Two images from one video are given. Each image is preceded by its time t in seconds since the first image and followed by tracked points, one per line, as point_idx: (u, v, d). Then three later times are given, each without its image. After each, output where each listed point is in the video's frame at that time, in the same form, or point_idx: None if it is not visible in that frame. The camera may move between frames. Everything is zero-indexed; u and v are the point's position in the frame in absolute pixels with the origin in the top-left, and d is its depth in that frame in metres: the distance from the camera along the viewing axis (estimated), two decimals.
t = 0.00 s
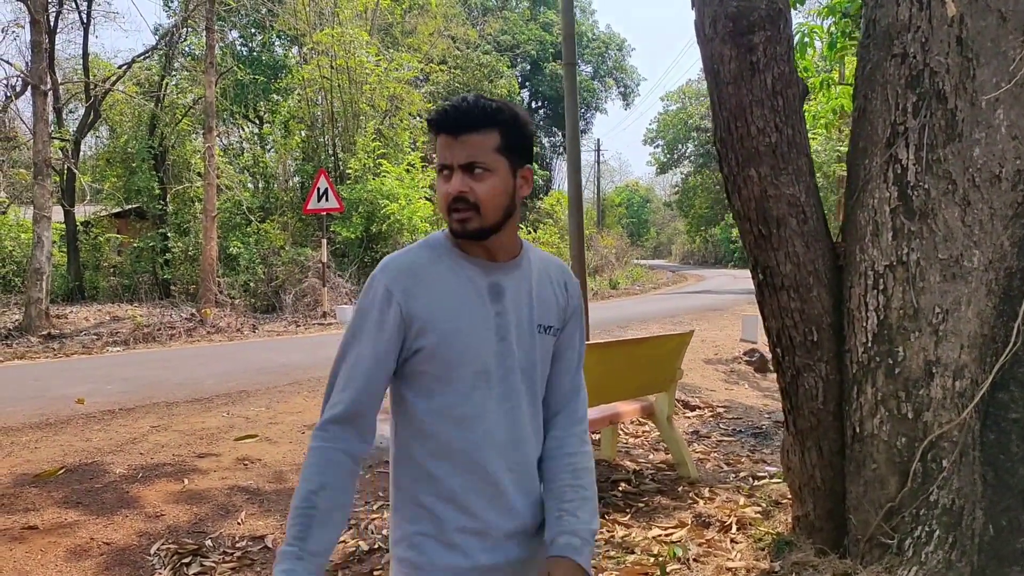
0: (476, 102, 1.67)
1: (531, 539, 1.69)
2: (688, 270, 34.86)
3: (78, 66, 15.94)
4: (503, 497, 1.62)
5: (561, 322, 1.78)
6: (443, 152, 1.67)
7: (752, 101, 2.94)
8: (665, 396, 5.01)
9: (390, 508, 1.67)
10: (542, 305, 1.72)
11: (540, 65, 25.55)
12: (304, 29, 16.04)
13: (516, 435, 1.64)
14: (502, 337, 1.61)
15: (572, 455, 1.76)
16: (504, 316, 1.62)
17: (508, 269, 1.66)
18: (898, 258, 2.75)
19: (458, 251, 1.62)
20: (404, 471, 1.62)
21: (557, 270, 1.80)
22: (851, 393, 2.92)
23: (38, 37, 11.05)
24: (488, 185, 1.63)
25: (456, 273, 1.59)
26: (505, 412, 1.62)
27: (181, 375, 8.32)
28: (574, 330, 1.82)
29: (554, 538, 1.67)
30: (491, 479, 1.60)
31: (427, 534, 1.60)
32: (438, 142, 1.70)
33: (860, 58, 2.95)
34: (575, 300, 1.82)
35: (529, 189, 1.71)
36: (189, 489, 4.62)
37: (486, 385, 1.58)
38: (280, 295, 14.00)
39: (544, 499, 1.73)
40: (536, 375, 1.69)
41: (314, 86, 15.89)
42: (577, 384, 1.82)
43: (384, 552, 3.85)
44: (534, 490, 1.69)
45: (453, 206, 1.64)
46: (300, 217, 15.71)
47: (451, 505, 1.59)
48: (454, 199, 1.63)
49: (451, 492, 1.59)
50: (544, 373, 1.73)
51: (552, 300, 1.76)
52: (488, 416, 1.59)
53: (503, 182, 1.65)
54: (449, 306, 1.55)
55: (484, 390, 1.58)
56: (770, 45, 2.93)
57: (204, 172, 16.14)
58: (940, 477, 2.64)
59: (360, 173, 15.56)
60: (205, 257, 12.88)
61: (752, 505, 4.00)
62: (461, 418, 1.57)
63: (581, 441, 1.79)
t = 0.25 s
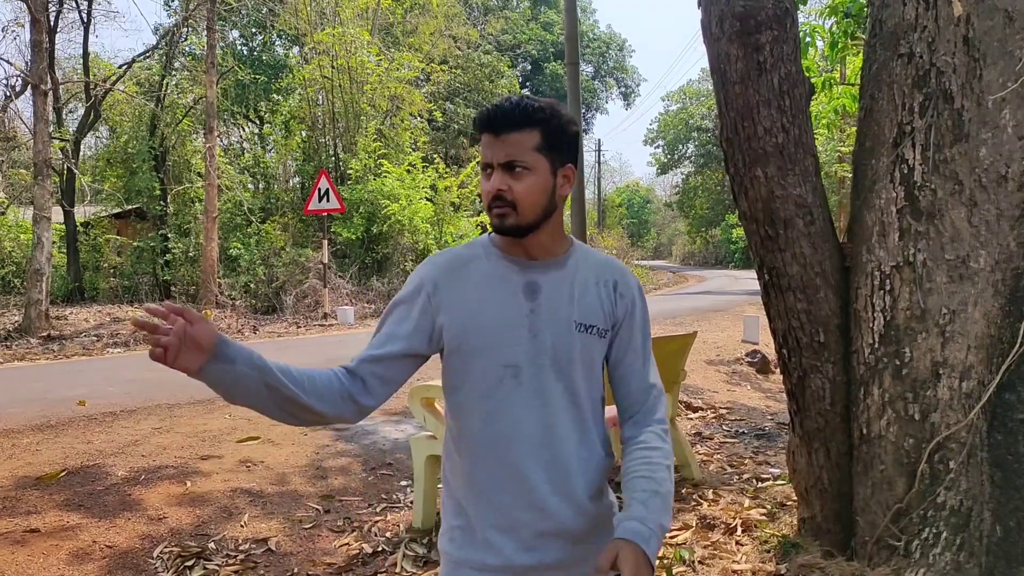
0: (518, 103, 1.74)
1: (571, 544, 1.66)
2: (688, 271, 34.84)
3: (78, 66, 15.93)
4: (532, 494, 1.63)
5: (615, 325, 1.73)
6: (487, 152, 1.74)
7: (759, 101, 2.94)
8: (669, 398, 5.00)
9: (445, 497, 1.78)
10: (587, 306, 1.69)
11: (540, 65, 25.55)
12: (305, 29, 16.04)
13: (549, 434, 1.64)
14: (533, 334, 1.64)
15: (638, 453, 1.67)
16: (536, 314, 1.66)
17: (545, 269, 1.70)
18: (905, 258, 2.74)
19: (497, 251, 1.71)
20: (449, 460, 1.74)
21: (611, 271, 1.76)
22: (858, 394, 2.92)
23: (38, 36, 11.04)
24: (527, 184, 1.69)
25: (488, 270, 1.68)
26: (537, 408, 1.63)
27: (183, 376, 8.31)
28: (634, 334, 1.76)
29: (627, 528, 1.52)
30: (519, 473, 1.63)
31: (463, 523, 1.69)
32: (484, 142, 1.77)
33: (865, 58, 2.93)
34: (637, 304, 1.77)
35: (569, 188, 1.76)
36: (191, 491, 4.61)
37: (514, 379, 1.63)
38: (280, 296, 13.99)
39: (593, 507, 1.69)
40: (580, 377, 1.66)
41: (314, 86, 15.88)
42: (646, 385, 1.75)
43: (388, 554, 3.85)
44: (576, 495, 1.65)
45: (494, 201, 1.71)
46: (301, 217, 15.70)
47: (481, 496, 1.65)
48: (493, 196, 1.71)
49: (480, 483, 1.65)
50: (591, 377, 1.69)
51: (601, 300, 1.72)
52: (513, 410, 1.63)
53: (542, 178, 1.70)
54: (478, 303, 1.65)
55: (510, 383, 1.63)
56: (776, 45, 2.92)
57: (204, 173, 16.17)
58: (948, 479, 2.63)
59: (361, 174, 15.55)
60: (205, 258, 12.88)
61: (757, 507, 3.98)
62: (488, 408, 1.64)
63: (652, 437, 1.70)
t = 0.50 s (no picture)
0: (540, 96, 1.73)
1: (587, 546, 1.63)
2: (689, 272, 34.80)
3: (78, 67, 15.93)
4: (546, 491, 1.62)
5: (648, 327, 1.69)
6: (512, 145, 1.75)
7: (763, 101, 2.93)
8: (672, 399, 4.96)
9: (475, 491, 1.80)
10: (616, 306, 1.66)
11: (541, 66, 25.54)
12: (305, 29, 16.03)
13: (569, 433, 1.62)
14: (555, 331, 1.63)
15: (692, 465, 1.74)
16: (560, 312, 1.64)
17: (573, 266, 1.68)
18: (910, 259, 2.72)
19: (530, 248, 1.72)
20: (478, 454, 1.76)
21: (647, 269, 1.71)
22: (863, 396, 2.90)
23: (38, 36, 11.03)
24: (550, 177, 1.69)
25: (517, 266, 1.69)
26: (556, 403, 1.62)
27: (183, 378, 8.30)
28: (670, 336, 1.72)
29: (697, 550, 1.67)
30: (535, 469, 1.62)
31: (484, 516, 1.70)
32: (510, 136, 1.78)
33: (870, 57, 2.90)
34: (675, 303, 1.73)
35: (595, 180, 1.74)
36: (192, 493, 4.60)
37: (534, 375, 1.63)
38: (281, 297, 13.98)
39: (615, 510, 1.65)
40: (604, 377, 1.64)
41: (315, 86, 15.88)
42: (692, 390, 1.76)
43: (390, 556, 3.83)
44: (594, 496, 1.63)
45: (520, 195, 1.72)
46: (302, 218, 15.68)
47: (501, 490, 1.66)
48: (519, 189, 1.72)
49: (499, 477, 1.66)
50: (617, 378, 1.65)
51: (632, 301, 1.68)
52: (532, 405, 1.63)
53: (566, 172, 1.70)
54: (503, 298, 1.67)
55: (530, 379, 1.63)
56: (780, 45, 2.91)
57: (204, 173, 16.18)
58: (954, 481, 2.62)
59: (361, 174, 15.54)
60: (205, 258, 12.87)
61: (762, 509, 3.96)
62: (508, 402, 1.65)
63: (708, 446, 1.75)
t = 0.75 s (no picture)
0: (518, 104, 1.70)
1: (581, 543, 1.61)
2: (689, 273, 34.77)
3: (78, 68, 15.90)
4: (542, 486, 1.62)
5: (653, 325, 1.63)
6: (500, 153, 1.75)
7: (766, 103, 2.92)
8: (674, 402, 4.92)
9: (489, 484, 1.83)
10: (618, 302, 1.61)
11: (541, 66, 25.52)
12: (305, 30, 16.00)
13: (566, 428, 1.61)
14: (553, 326, 1.61)
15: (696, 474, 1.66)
16: (558, 308, 1.62)
17: (577, 263, 1.65)
18: (914, 261, 2.69)
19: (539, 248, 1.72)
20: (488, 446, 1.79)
21: (654, 265, 1.65)
22: (867, 398, 2.89)
23: (37, 37, 11.01)
24: (530, 184, 1.67)
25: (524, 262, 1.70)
26: (550, 398, 1.61)
27: (183, 380, 8.28)
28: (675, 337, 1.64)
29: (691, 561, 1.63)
30: (531, 463, 1.63)
31: (488, 508, 1.73)
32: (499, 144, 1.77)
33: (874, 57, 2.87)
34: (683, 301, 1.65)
35: (581, 182, 1.68)
36: (192, 496, 4.58)
37: (533, 369, 1.62)
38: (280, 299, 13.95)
39: (613, 508, 1.62)
40: (603, 375, 1.60)
41: (315, 87, 15.86)
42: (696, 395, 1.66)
43: (391, 560, 3.81)
44: (590, 495, 1.61)
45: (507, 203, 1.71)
46: (301, 219, 15.67)
47: (503, 482, 1.68)
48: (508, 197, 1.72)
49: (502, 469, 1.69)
50: (618, 375, 1.61)
51: (637, 298, 1.62)
52: (530, 400, 1.63)
53: (546, 177, 1.66)
54: (508, 293, 1.68)
55: (529, 373, 1.63)
56: (784, 47, 2.90)
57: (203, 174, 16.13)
58: (959, 484, 2.60)
59: (361, 175, 15.52)
60: (205, 260, 12.85)
61: (765, 513, 3.94)
62: (508, 394, 1.66)
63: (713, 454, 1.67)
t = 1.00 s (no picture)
0: (564, 96, 1.68)
1: (578, 545, 1.61)
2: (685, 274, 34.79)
3: (73, 68, 15.85)
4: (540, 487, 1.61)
5: (651, 329, 1.59)
6: (533, 143, 1.69)
7: (765, 104, 2.91)
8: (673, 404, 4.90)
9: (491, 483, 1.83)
10: (616, 304, 1.57)
11: (537, 67, 25.52)
12: (301, 31, 15.96)
13: (564, 430, 1.59)
14: (551, 328, 1.59)
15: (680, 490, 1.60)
16: (556, 309, 1.59)
17: (578, 264, 1.63)
18: (914, 263, 2.69)
19: (541, 247, 1.69)
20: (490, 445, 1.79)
21: (654, 269, 1.60)
22: (867, 401, 2.88)
23: (32, 38, 10.97)
24: (577, 177, 1.64)
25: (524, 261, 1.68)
26: (547, 399, 1.60)
27: (178, 381, 8.24)
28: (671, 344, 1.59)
29: None
30: (529, 465, 1.62)
31: (488, 507, 1.73)
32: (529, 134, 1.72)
33: (874, 59, 2.87)
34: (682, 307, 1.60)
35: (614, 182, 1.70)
36: (187, 498, 4.55)
37: (530, 369, 1.61)
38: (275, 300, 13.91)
39: (609, 512, 1.61)
40: (600, 378, 1.58)
41: (310, 87, 15.82)
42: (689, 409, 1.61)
43: (387, 563, 3.79)
44: (588, 497, 1.60)
45: (543, 194, 1.65)
46: (296, 220, 15.64)
47: (503, 482, 1.68)
48: (543, 187, 1.65)
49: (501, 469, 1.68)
50: (615, 378, 1.58)
51: (635, 300, 1.58)
52: (528, 400, 1.62)
53: (590, 171, 1.65)
54: (508, 293, 1.66)
55: (527, 373, 1.61)
56: (782, 49, 2.89)
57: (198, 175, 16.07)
58: (960, 487, 2.60)
59: (357, 176, 15.49)
60: (200, 261, 12.81)
61: (764, 516, 3.93)
62: (507, 394, 1.65)
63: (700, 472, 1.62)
